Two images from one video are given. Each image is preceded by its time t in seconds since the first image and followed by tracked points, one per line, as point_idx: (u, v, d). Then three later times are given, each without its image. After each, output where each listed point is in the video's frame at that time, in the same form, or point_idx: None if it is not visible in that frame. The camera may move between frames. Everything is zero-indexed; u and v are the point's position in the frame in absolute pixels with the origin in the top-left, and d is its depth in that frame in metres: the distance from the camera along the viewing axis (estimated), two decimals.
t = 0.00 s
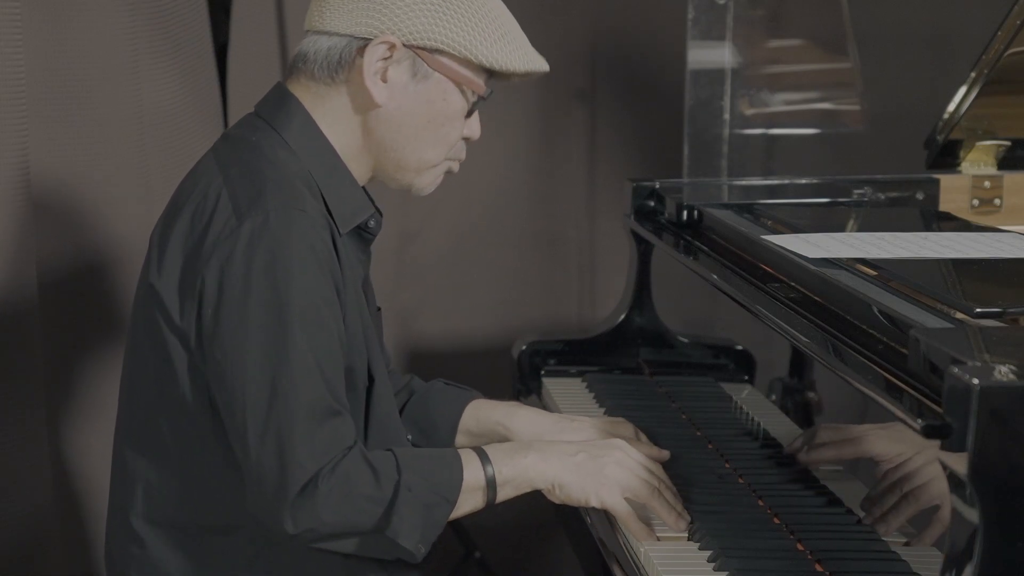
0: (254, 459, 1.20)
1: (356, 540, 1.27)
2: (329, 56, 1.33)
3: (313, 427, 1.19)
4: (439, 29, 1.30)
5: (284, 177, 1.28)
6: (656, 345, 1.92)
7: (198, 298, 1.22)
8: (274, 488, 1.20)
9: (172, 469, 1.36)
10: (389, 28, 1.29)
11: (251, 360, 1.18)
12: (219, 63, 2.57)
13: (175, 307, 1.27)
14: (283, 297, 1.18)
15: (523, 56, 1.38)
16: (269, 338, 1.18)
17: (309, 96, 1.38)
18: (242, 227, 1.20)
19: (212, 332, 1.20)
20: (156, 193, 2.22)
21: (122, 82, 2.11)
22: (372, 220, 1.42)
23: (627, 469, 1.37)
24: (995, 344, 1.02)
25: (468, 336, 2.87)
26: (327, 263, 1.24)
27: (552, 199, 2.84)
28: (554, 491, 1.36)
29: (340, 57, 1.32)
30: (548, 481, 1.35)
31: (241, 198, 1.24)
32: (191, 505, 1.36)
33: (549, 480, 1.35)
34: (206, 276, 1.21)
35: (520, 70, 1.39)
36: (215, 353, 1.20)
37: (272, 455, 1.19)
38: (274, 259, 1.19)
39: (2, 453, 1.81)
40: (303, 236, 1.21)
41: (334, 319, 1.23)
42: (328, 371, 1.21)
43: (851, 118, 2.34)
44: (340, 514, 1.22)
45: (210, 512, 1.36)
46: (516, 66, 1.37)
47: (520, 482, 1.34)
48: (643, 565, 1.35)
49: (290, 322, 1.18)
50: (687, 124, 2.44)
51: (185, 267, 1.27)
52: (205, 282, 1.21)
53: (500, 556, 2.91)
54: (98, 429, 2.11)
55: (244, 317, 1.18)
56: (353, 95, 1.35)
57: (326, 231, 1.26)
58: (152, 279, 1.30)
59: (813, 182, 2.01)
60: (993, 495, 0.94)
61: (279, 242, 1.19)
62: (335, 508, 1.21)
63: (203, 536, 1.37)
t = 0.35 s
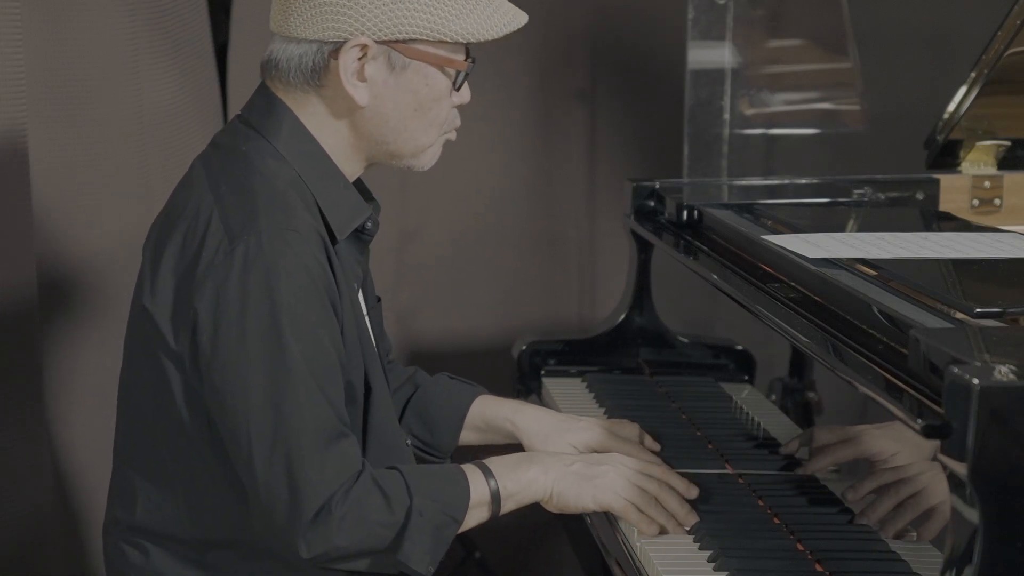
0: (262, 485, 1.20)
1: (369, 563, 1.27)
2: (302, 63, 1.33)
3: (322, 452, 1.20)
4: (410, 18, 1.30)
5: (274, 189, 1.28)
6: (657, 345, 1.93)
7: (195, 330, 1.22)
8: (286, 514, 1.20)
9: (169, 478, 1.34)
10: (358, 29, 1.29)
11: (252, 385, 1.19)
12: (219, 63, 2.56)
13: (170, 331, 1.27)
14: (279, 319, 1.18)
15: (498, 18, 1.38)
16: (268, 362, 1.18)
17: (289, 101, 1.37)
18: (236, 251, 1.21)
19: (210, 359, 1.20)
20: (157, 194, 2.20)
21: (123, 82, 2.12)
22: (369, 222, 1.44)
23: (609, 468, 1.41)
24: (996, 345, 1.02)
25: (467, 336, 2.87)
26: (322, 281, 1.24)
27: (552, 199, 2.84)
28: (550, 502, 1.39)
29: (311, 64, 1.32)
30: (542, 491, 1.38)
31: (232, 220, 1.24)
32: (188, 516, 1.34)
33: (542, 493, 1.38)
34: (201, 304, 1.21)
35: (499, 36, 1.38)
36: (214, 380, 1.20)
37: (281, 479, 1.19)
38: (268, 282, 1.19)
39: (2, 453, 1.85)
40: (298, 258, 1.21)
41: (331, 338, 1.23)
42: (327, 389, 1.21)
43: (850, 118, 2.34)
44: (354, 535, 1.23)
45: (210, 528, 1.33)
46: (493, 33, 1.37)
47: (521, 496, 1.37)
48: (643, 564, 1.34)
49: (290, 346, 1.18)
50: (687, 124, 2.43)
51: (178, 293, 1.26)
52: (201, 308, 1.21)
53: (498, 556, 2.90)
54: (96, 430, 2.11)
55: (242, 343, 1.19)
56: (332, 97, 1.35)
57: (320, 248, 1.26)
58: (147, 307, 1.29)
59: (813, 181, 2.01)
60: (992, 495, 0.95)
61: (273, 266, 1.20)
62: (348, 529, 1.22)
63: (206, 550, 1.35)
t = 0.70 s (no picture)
0: (257, 497, 1.20)
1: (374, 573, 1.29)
2: (281, 64, 1.32)
3: (318, 459, 1.20)
4: (389, 26, 1.29)
5: (255, 197, 1.28)
6: (656, 346, 1.92)
7: (181, 344, 1.22)
8: (285, 526, 1.21)
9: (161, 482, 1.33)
10: (337, 35, 1.29)
11: (242, 397, 1.19)
12: (219, 63, 2.56)
13: (155, 342, 1.27)
14: (265, 329, 1.19)
15: (482, 29, 1.36)
16: (256, 373, 1.19)
17: (267, 101, 1.37)
18: (218, 262, 1.21)
19: (199, 371, 1.21)
20: (152, 190, 2.22)
21: (124, 82, 2.13)
22: (355, 224, 1.47)
23: (599, 470, 1.45)
24: (996, 345, 1.02)
25: (467, 336, 2.87)
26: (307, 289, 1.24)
27: (552, 200, 2.84)
28: (552, 518, 1.42)
29: (291, 65, 1.32)
30: (543, 511, 1.41)
31: (214, 231, 1.24)
32: (182, 520, 1.33)
33: (541, 512, 1.41)
34: (186, 316, 1.21)
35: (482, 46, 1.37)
36: (202, 393, 1.20)
37: (277, 491, 1.19)
38: (252, 292, 1.19)
39: (2, 453, 1.85)
40: (282, 267, 1.22)
41: (318, 345, 1.24)
42: (318, 397, 1.22)
43: (850, 118, 2.34)
44: (357, 546, 1.24)
45: (209, 531, 1.32)
46: (474, 45, 1.35)
47: (518, 513, 1.40)
48: (643, 563, 1.35)
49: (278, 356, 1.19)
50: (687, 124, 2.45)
51: (162, 305, 1.26)
52: (187, 319, 1.21)
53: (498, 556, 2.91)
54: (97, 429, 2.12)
55: (229, 354, 1.19)
56: (311, 101, 1.35)
57: (304, 255, 1.27)
58: (133, 321, 1.29)
59: (813, 181, 2.01)
60: (993, 495, 0.94)
61: (256, 275, 1.20)
62: (349, 539, 1.23)
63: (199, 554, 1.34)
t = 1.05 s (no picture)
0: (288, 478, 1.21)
1: (416, 529, 1.30)
2: (276, 56, 1.32)
3: (342, 426, 1.21)
4: (389, 34, 1.29)
5: (239, 194, 1.27)
6: (656, 345, 1.93)
7: (179, 344, 1.23)
8: (323, 499, 1.22)
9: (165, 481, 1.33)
10: (335, 35, 1.28)
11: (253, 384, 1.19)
12: (219, 63, 2.57)
13: (156, 340, 1.27)
14: (267, 313, 1.19)
15: (477, 49, 1.37)
16: (263, 359, 1.19)
17: (254, 96, 1.37)
18: (208, 253, 1.22)
19: (206, 366, 1.21)
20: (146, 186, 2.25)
21: (123, 82, 2.14)
22: (339, 220, 1.47)
23: (620, 412, 1.52)
24: (996, 344, 1.02)
25: (467, 336, 2.87)
26: (303, 269, 1.25)
27: (552, 200, 2.84)
28: (571, 451, 1.45)
29: (285, 58, 1.32)
30: (565, 439, 1.44)
31: (205, 224, 1.25)
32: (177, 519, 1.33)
33: (564, 439, 1.44)
34: (189, 313, 1.22)
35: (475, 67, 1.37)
36: (213, 387, 1.21)
37: (307, 468, 1.20)
38: (249, 279, 1.20)
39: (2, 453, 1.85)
40: (273, 248, 1.22)
41: (319, 318, 1.24)
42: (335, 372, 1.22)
43: (850, 118, 2.34)
44: (395, 507, 1.25)
45: (215, 529, 1.33)
46: (468, 65, 1.35)
47: (544, 445, 1.42)
48: (644, 564, 1.35)
49: (282, 331, 1.19)
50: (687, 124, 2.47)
51: (162, 310, 1.27)
52: (187, 317, 1.23)
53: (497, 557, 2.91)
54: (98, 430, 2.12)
55: (235, 344, 1.19)
56: (301, 99, 1.34)
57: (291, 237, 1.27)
58: (129, 320, 1.30)
59: (813, 181, 2.00)
60: (992, 494, 0.95)
61: (245, 261, 1.21)
62: (387, 503, 1.24)
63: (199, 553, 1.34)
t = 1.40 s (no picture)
0: (298, 467, 1.22)
1: (417, 523, 1.32)
2: (289, 60, 1.31)
3: (354, 416, 1.22)
4: (405, 43, 1.29)
5: (252, 188, 1.29)
6: (656, 345, 1.92)
7: (193, 338, 1.23)
8: (332, 487, 1.23)
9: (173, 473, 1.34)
10: (352, 42, 1.28)
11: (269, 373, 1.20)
12: (219, 63, 2.57)
13: (168, 328, 1.27)
14: (283, 303, 1.21)
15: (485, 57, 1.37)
16: (279, 346, 1.20)
17: (261, 96, 1.37)
18: (223, 246, 1.23)
19: (221, 357, 1.21)
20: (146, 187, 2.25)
21: (123, 82, 2.14)
22: (339, 216, 1.43)
23: (613, 425, 1.51)
24: (996, 345, 1.02)
25: (467, 336, 2.87)
26: (314, 263, 1.27)
27: (552, 200, 2.84)
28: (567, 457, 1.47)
29: (300, 62, 1.30)
30: (560, 448, 1.46)
31: (219, 218, 1.25)
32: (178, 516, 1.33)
33: (560, 447, 1.46)
34: (205, 303, 1.22)
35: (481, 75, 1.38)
36: (229, 377, 1.21)
37: (319, 456, 1.21)
38: (267, 269, 1.21)
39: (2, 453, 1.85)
40: (287, 242, 1.24)
41: (331, 313, 1.26)
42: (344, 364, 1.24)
43: (850, 118, 2.34)
44: (402, 495, 1.27)
45: (222, 519, 1.34)
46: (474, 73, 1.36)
47: (541, 451, 1.44)
48: (644, 564, 1.36)
49: (298, 323, 1.21)
50: (687, 124, 2.48)
51: (175, 302, 1.26)
52: (202, 308, 1.23)
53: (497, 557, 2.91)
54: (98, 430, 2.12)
55: (251, 333, 1.20)
56: (311, 101, 1.34)
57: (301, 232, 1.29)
58: (141, 309, 1.29)
59: (813, 181, 2.00)
60: (992, 494, 0.95)
61: (260, 254, 1.22)
62: (395, 492, 1.26)
63: (203, 545, 1.34)
